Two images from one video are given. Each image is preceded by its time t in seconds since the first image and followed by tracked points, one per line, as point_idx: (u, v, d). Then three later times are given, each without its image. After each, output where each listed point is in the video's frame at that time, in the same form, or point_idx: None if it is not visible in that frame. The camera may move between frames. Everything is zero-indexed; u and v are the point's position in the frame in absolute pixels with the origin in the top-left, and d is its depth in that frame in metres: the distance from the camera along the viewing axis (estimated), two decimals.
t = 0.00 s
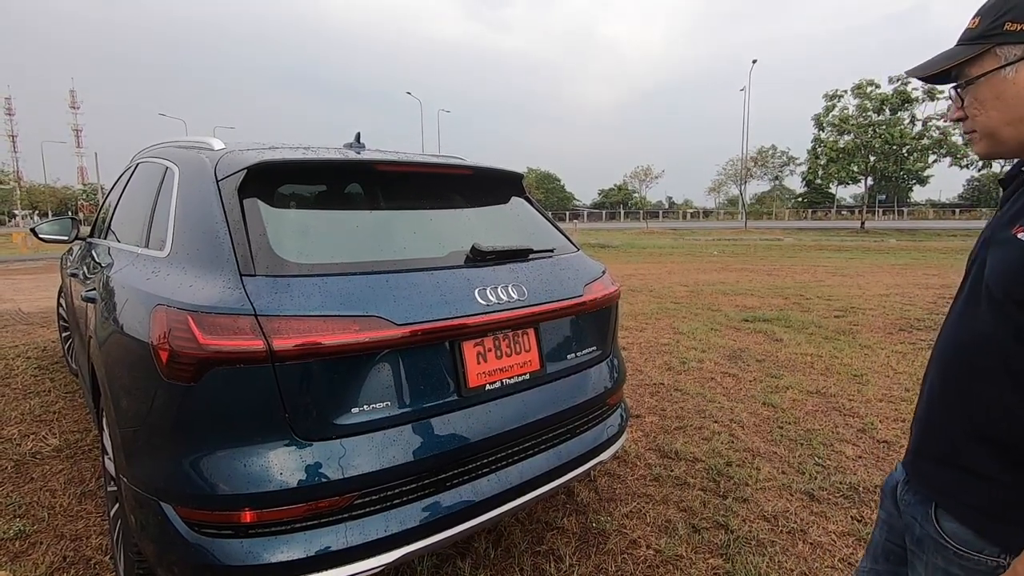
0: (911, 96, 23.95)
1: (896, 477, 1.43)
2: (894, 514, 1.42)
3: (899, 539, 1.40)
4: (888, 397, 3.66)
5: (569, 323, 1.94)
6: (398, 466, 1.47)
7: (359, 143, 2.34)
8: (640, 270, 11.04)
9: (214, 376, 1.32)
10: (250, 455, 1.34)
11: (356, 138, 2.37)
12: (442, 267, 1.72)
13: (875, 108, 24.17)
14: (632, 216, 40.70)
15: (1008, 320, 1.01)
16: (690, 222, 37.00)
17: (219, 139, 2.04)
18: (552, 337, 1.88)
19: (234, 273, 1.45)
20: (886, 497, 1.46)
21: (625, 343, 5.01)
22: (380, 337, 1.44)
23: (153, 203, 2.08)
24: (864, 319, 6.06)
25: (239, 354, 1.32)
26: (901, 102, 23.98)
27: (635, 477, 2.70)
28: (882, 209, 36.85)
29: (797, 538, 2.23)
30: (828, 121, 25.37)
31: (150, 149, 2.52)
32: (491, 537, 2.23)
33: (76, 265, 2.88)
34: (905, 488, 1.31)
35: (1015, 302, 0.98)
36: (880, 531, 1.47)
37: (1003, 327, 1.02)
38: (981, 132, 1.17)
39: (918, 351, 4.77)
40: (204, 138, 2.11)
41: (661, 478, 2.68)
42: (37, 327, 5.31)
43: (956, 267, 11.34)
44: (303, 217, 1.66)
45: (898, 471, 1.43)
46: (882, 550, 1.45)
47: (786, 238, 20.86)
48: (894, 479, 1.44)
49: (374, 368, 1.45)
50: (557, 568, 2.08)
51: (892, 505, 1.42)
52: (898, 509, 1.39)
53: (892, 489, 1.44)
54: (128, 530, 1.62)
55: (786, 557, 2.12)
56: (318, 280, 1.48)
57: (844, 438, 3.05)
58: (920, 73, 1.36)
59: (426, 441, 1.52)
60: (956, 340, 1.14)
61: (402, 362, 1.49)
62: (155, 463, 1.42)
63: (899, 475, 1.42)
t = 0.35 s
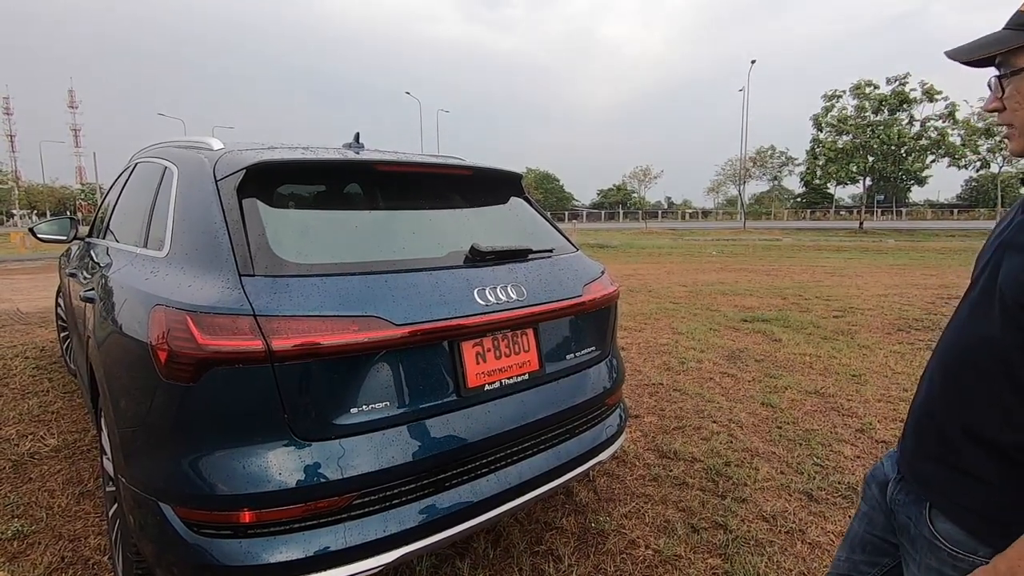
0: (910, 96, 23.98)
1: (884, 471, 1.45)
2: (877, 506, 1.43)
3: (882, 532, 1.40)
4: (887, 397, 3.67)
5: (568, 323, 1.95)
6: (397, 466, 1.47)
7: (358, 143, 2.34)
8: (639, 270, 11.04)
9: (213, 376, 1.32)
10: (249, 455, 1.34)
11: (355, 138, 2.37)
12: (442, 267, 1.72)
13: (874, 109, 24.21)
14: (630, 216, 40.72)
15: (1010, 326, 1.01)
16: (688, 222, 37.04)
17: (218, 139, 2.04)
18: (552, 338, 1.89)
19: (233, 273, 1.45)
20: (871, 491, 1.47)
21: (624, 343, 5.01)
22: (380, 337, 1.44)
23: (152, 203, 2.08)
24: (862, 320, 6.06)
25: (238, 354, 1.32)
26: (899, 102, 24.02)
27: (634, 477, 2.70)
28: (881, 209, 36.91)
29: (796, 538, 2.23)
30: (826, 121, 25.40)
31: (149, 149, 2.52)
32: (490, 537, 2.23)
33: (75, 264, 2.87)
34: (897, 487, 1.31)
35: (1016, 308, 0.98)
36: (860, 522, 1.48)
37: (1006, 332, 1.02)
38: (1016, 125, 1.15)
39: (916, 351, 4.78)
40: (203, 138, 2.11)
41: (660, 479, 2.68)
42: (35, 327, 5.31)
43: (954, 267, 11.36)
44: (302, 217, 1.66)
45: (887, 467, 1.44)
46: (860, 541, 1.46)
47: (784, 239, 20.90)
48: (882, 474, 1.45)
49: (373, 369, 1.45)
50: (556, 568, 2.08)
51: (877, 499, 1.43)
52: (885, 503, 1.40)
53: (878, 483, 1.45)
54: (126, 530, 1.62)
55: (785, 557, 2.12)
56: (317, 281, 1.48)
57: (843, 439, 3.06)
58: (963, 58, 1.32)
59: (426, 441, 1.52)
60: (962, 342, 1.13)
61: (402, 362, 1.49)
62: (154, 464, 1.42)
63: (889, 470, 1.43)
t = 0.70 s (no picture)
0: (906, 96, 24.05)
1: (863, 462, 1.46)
2: (855, 494, 1.45)
3: (858, 519, 1.41)
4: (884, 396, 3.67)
5: (566, 322, 1.95)
6: (395, 466, 1.46)
7: (355, 143, 2.33)
8: (637, 269, 11.05)
9: (210, 376, 1.31)
10: (246, 455, 1.34)
11: (352, 137, 2.36)
12: (440, 267, 1.72)
13: (871, 108, 24.25)
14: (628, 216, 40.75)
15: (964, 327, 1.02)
16: (686, 222, 37.09)
17: (214, 139, 2.03)
18: (549, 337, 1.89)
19: (230, 273, 1.44)
20: (852, 481, 1.47)
21: (622, 342, 5.01)
22: (378, 337, 1.44)
23: (149, 203, 2.07)
24: (860, 319, 6.07)
25: (235, 354, 1.31)
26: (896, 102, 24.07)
27: (632, 477, 2.70)
28: (878, 208, 37.00)
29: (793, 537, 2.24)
30: (823, 121, 25.44)
31: (146, 148, 2.51)
32: (488, 537, 2.23)
33: (71, 264, 2.86)
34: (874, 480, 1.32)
35: (971, 310, 1.00)
36: (833, 506, 1.50)
37: (959, 332, 1.03)
38: (944, 132, 1.14)
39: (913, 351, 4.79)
40: (200, 137, 2.10)
41: (658, 478, 2.68)
42: (32, 327, 5.30)
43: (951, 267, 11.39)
44: (300, 217, 1.66)
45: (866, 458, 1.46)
46: (832, 524, 1.47)
47: (781, 238, 20.94)
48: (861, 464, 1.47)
49: (371, 368, 1.44)
50: (554, 567, 2.08)
51: (854, 487, 1.45)
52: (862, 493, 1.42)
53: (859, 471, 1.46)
54: (123, 531, 1.62)
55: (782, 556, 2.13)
56: (314, 280, 1.47)
57: (840, 438, 3.06)
58: (890, 69, 1.31)
59: (424, 441, 1.52)
60: (917, 342, 1.15)
61: (399, 361, 1.49)
62: (151, 464, 1.41)
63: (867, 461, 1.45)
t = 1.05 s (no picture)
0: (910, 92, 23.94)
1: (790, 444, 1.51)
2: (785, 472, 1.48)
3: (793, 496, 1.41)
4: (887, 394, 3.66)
5: (567, 320, 1.94)
6: (396, 464, 1.46)
7: (357, 141, 2.33)
8: (639, 267, 11.03)
9: (211, 374, 1.31)
10: (248, 452, 1.34)
11: (353, 135, 2.36)
12: (441, 264, 1.71)
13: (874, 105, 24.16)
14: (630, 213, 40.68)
15: (830, 309, 1.20)
16: (688, 220, 37.01)
17: (216, 136, 2.03)
18: (551, 335, 1.88)
19: (231, 271, 1.44)
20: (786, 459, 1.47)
21: (624, 340, 5.00)
22: (379, 335, 1.44)
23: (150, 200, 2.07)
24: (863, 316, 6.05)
25: (236, 352, 1.31)
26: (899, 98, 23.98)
27: (634, 474, 2.70)
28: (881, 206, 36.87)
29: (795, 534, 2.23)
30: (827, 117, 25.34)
31: (148, 146, 2.51)
32: (490, 535, 2.23)
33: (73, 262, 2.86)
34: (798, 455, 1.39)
35: (832, 293, 1.18)
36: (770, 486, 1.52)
37: (828, 315, 1.20)
38: (805, 152, 1.29)
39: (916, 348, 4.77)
40: (201, 135, 2.10)
41: (660, 475, 2.68)
42: (35, 325, 5.30)
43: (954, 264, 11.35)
44: (301, 214, 1.65)
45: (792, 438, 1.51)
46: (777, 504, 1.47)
47: (784, 236, 20.88)
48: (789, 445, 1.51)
49: (372, 366, 1.44)
50: (555, 565, 2.08)
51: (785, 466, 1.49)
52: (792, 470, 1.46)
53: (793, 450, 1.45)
54: (126, 528, 1.62)
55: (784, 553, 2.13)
56: (315, 278, 1.47)
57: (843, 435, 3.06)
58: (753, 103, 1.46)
59: (424, 438, 1.52)
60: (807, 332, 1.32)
61: (400, 359, 1.49)
62: (153, 461, 1.41)
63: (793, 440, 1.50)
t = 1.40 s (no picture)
0: (914, 89, 23.83)
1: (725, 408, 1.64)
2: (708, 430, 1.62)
3: (729, 461, 1.38)
4: (890, 391, 3.65)
5: (569, 317, 1.94)
6: (397, 460, 1.46)
7: (358, 137, 2.33)
8: (642, 264, 11.01)
9: (212, 370, 1.32)
10: (250, 448, 1.34)
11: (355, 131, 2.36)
12: (442, 261, 1.71)
13: (878, 101, 24.05)
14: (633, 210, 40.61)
15: (748, 280, 1.31)
16: (691, 217, 36.92)
17: (217, 133, 2.03)
18: (552, 331, 1.88)
19: (232, 267, 1.44)
20: (720, 426, 1.42)
21: (626, 337, 5.00)
22: (380, 331, 1.44)
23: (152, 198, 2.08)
24: (866, 313, 6.04)
25: (238, 348, 1.31)
26: (904, 95, 23.86)
27: (636, 471, 2.70)
28: (885, 203, 36.75)
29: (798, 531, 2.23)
30: (830, 114, 25.23)
31: (149, 143, 2.51)
32: (492, 531, 2.23)
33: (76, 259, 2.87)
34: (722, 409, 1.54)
35: (749, 264, 1.29)
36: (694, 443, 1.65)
37: (745, 286, 1.32)
38: (716, 149, 1.39)
39: (920, 345, 4.76)
40: (202, 131, 2.10)
41: (662, 472, 2.68)
42: (39, 322, 5.32)
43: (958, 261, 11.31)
44: (302, 211, 1.65)
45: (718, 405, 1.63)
46: (709, 469, 1.41)
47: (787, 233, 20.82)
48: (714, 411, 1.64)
49: (373, 362, 1.44)
50: (557, 561, 2.08)
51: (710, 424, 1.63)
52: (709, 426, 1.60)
53: (726, 417, 1.41)
54: (129, 524, 1.62)
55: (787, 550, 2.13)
56: (316, 274, 1.47)
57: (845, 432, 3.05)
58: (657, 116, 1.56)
59: (426, 435, 1.52)
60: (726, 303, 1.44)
61: (402, 356, 1.48)
62: (155, 457, 1.42)
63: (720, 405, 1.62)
